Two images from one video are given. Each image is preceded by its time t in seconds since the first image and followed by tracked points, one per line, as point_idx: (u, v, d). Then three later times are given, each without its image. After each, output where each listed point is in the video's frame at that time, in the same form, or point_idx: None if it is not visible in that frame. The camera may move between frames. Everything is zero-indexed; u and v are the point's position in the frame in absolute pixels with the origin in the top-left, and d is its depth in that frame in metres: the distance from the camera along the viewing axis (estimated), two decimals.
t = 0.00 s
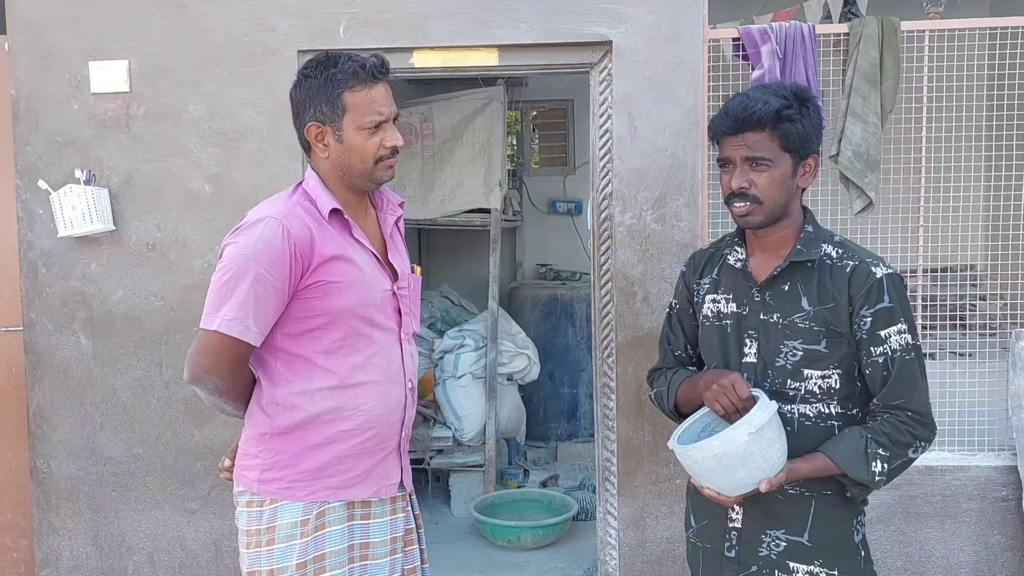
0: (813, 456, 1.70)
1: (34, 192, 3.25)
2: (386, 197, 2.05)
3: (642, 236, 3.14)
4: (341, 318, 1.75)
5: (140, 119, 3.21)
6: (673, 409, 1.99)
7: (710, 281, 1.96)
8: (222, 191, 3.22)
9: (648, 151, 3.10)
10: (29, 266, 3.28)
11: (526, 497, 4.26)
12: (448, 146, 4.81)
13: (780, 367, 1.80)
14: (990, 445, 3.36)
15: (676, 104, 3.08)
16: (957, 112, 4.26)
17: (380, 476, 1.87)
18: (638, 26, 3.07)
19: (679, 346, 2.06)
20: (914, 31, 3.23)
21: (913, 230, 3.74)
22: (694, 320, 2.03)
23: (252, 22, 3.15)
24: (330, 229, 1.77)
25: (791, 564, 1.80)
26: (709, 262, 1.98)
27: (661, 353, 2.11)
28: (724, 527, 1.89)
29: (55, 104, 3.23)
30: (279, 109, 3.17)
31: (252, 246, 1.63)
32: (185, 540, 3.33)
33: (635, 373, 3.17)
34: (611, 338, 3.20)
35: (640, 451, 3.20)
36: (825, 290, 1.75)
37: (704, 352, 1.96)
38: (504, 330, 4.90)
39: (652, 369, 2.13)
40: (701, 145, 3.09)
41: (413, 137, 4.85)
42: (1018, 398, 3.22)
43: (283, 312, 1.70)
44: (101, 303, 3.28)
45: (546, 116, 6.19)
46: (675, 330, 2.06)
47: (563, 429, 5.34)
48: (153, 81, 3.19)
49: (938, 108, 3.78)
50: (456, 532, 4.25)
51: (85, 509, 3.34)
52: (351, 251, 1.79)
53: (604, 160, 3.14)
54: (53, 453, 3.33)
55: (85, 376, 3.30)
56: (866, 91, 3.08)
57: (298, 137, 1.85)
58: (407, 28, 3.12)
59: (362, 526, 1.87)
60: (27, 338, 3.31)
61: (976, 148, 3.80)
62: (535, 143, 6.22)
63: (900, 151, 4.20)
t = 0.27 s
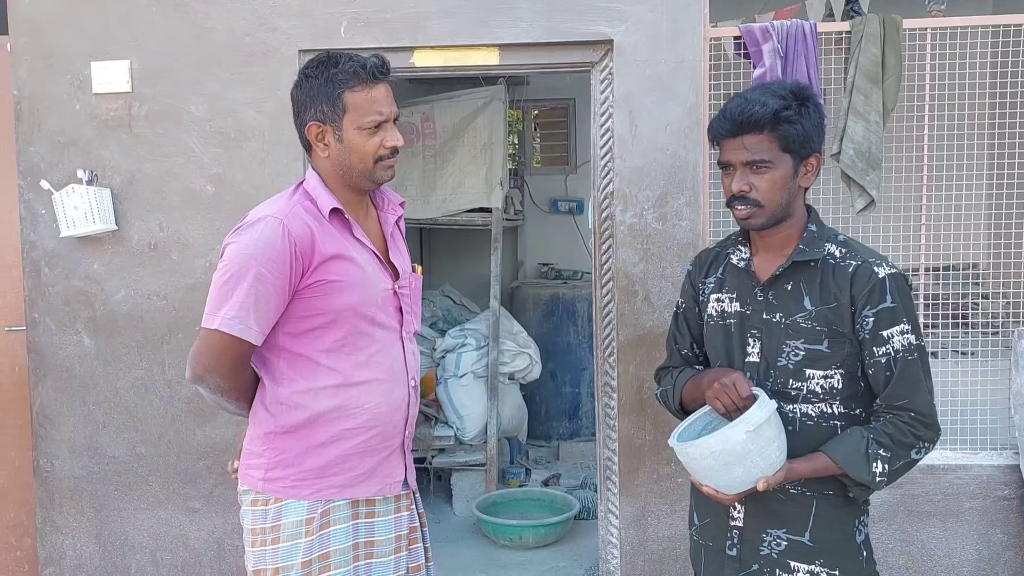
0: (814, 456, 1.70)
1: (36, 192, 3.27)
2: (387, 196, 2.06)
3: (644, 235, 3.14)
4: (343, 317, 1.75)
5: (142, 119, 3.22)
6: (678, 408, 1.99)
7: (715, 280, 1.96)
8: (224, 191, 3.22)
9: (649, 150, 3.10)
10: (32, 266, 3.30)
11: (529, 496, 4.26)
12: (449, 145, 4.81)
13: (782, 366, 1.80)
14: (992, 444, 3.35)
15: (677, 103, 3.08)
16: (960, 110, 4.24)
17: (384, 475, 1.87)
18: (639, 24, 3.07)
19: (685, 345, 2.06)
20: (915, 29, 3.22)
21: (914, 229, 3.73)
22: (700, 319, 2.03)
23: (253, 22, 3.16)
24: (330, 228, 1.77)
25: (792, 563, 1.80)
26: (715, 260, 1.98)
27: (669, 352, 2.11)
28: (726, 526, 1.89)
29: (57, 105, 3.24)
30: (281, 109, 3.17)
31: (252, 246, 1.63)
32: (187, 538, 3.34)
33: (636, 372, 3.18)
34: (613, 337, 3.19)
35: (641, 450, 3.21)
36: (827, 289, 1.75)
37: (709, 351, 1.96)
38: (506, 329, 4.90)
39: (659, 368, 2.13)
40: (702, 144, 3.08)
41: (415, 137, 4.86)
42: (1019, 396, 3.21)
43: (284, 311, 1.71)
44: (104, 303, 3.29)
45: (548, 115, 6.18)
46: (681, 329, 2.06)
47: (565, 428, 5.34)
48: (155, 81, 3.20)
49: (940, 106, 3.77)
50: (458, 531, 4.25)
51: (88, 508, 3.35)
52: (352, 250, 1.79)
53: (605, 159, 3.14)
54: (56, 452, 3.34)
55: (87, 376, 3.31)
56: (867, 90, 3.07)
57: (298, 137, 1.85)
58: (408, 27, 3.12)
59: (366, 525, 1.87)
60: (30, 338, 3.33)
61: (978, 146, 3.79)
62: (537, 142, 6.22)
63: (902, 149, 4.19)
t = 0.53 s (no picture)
0: (814, 458, 1.70)
1: (37, 193, 3.27)
2: (387, 197, 2.05)
3: (644, 236, 3.14)
4: (343, 318, 1.75)
5: (142, 120, 3.22)
6: (683, 406, 1.99)
7: (720, 280, 1.96)
8: (224, 192, 3.22)
9: (650, 150, 3.10)
10: (32, 267, 3.30)
11: (530, 496, 4.26)
12: (450, 146, 4.81)
13: (783, 368, 1.80)
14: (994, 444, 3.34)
15: (677, 104, 3.08)
16: (961, 109, 4.24)
17: (387, 475, 1.87)
18: (639, 25, 3.07)
19: (691, 345, 2.06)
20: (915, 29, 3.22)
21: (915, 229, 3.73)
22: (706, 319, 2.03)
23: (253, 23, 3.16)
24: (330, 228, 1.77)
25: (791, 564, 1.80)
26: (720, 260, 1.99)
27: (676, 351, 2.11)
28: (726, 526, 1.89)
29: (57, 106, 3.24)
30: (281, 110, 3.18)
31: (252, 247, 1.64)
32: (188, 539, 3.34)
33: (637, 372, 3.17)
34: (614, 337, 3.20)
35: (642, 450, 3.20)
36: (829, 291, 1.75)
37: (714, 352, 1.96)
38: (508, 330, 4.89)
39: (667, 367, 2.13)
40: (702, 144, 3.08)
41: (416, 137, 4.86)
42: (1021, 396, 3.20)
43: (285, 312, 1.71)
44: (105, 304, 3.29)
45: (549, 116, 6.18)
46: (688, 329, 2.06)
47: (566, 429, 5.34)
48: (155, 83, 3.20)
49: (941, 105, 3.77)
50: (459, 532, 4.25)
51: (89, 509, 3.35)
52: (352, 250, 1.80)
53: (605, 159, 3.14)
54: (57, 453, 3.34)
55: (88, 377, 3.31)
56: (867, 90, 3.07)
57: (298, 137, 1.85)
58: (408, 28, 3.12)
59: (369, 526, 1.87)
60: (31, 339, 3.33)
61: (979, 145, 3.79)
62: (538, 142, 6.22)
63: (902, 149, 4.19)
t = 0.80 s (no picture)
0: (816, 460, 1.69)
1: (38, 194, 3.27)
2: (386, 196, 2.05)
3: (646, 236, 3.14)
4: (343, 317, 1.75)
5: (143, 121, 3.22)
6: (689, 405, 1.98)
7: (726, 279, 1.95)
8: (226, 192, 3.22)
9: (651, 150, 3.10)
10: (34, 268, 3.30)
11: (532, 496, 4.26)
12: (451, 146, 4.81)
13: (787, 368, 1.80)
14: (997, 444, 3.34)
15: (679, 103, 3.07)
16: (964, 108, 4.23)
17: (391, 474, 1.86)
18: (641, 24, 3.07)
19: (697, 343, 2.05)
20: (918, 28, 3.21)
21: (918, 228, 3.73)
22: (712, 318, 2.02)
23: (255, 23, 3.16)
24: (327, 228, 1.77)
25: (793, 565, 1.79)
26: (727, 260, 1.98)
27: (683, 350, 2.11)
28: (729, 526, 1.89)
29: (59, 107, 3.24)
30: (282, 110, 3.17)
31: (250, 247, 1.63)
32: (190, 540, 3.34)
33: (639, 372, 3.17)
34: (616, 337, 3.19)
35: (644, 451, 3.20)
36: (834, 292, 1.74)
37: (720, 351, 1.95)
38: (510, 330, 4.89)
39: (674, 366, 2.12)
40: (704, 144, 3.08)
41: (417, 137, 4.86)
42: None
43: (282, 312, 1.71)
44: (106, 304, 3.29)
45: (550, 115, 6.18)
46: (695, 328, 2.05)
47: (568, 429, 5.34)
48: (156, 83, 3.20)
49: (943, 105, 3.76)
50: (461, 532, 4.25)
51: (91, 509, 3.35)
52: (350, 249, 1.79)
53: (607, 159, 3.13)
54: (59, 454, 3.34)
55: (90, 377, 3.31)
56: (870, 89, 3.07)
57: (298, 137, 1.85)
58: (409, 28, 3.11)
59: (375, 525, 1.87)
60: (32, 339, 3.33)
61: (981, 145, 3.79)
62: (540, 142, 6.21)
63: (905, 148, 4.18)
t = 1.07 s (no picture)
0: (820, 461, 1.69)
1: (40, 194, 3.26)
2: (388, 198, 2.04)
3: (649, 235, 3.13)
4: (342, 317, 1.74)
5: (145, 121, 3.22)
6: (695, 404, 1.99)
7: (732, 279, 1.95)
8: (228, 192, 3.22)
9: (654, 149, 3.09)
10: (36, 268, 3.29)
11: (534, 497, 4.25)
12: (453, 145, 4.81)
13: (792, 368, 1.79)
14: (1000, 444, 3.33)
15: (682, 103, 3.07)
16: (967, 108, 4.22)
17: (393, 473, 1.86)
18: (643, 23, 3.06)
19: (702, 342, 2.05)
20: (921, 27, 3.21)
21: (921, 228, 3.72)
22: (718, 318, 2.02)
23: (257, 23, 3.15)
24: (326, 227, 1.76)
25: (796, 565, 1.79)
26: (733, 260, 1.98)
27: (689, 350, 2.11)
28: (733, 525, 1.89)
29: (60, 107, 3.24)
30: (285, 110, 3.17)
31: (247, 245, 1.62)
32: (192, 540, 3.33)
33: (641, 372, 3.16)
34: (618, 337, 3.19)
35: (646, 451, 3.19)
36: (839, 293, 1.74)
37: (726, 350, 1.95)
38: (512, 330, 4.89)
39: (680, 366, 2.13)
40: (707, 144, 3.07)
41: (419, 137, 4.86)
42: None
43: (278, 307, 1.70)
44: (108, 304, 3.29)
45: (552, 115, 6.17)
46: (702, 327, 2.05)
47: (570, 429, 5.33)
48: (159, 83, 3.20)
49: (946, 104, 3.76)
50: (463, 532, 4.24)
51: (93, 510, 3.35)
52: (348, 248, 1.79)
53: (609, 159, 3.13)
54: (61, 454, 3.34)
55: (92, 377, 3.31)
56: (873, 88, 3.06)
57: (302, 138, 1.85)
58: (411, 27, 3.11)
59: (379, 524, 1.86)
60: (35, 339, 3.33)
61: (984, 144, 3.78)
62: (542, 141, 6.21)
63: (907, 147, 4.17)
